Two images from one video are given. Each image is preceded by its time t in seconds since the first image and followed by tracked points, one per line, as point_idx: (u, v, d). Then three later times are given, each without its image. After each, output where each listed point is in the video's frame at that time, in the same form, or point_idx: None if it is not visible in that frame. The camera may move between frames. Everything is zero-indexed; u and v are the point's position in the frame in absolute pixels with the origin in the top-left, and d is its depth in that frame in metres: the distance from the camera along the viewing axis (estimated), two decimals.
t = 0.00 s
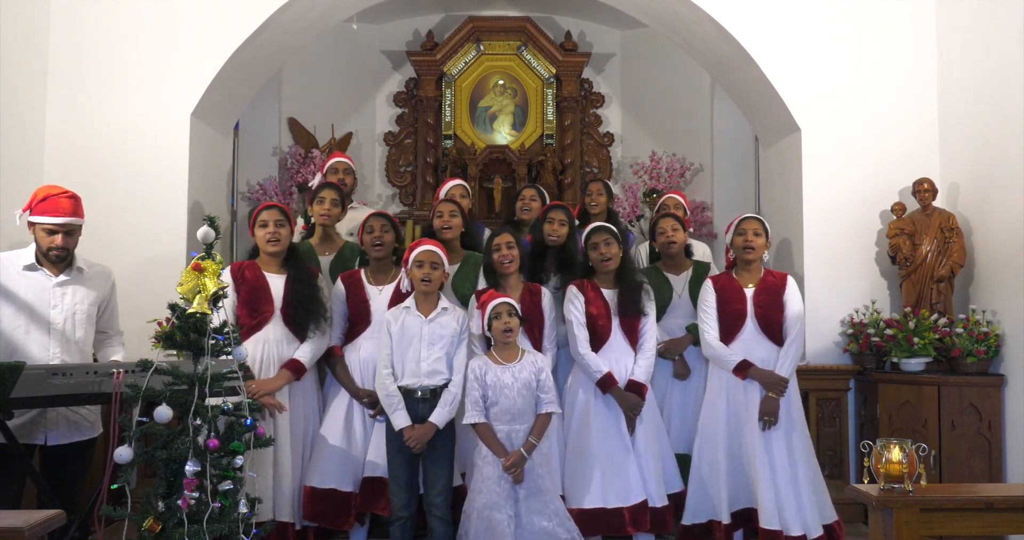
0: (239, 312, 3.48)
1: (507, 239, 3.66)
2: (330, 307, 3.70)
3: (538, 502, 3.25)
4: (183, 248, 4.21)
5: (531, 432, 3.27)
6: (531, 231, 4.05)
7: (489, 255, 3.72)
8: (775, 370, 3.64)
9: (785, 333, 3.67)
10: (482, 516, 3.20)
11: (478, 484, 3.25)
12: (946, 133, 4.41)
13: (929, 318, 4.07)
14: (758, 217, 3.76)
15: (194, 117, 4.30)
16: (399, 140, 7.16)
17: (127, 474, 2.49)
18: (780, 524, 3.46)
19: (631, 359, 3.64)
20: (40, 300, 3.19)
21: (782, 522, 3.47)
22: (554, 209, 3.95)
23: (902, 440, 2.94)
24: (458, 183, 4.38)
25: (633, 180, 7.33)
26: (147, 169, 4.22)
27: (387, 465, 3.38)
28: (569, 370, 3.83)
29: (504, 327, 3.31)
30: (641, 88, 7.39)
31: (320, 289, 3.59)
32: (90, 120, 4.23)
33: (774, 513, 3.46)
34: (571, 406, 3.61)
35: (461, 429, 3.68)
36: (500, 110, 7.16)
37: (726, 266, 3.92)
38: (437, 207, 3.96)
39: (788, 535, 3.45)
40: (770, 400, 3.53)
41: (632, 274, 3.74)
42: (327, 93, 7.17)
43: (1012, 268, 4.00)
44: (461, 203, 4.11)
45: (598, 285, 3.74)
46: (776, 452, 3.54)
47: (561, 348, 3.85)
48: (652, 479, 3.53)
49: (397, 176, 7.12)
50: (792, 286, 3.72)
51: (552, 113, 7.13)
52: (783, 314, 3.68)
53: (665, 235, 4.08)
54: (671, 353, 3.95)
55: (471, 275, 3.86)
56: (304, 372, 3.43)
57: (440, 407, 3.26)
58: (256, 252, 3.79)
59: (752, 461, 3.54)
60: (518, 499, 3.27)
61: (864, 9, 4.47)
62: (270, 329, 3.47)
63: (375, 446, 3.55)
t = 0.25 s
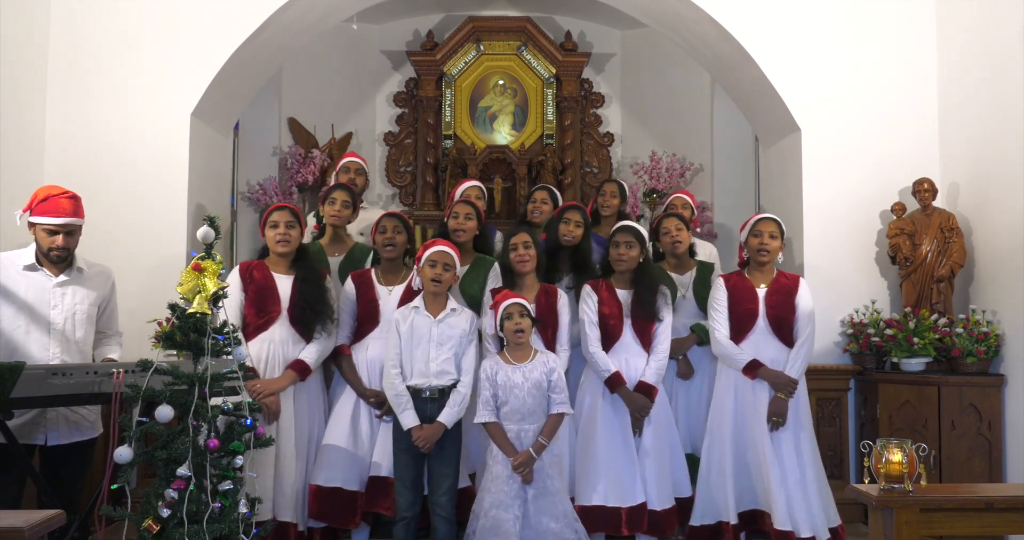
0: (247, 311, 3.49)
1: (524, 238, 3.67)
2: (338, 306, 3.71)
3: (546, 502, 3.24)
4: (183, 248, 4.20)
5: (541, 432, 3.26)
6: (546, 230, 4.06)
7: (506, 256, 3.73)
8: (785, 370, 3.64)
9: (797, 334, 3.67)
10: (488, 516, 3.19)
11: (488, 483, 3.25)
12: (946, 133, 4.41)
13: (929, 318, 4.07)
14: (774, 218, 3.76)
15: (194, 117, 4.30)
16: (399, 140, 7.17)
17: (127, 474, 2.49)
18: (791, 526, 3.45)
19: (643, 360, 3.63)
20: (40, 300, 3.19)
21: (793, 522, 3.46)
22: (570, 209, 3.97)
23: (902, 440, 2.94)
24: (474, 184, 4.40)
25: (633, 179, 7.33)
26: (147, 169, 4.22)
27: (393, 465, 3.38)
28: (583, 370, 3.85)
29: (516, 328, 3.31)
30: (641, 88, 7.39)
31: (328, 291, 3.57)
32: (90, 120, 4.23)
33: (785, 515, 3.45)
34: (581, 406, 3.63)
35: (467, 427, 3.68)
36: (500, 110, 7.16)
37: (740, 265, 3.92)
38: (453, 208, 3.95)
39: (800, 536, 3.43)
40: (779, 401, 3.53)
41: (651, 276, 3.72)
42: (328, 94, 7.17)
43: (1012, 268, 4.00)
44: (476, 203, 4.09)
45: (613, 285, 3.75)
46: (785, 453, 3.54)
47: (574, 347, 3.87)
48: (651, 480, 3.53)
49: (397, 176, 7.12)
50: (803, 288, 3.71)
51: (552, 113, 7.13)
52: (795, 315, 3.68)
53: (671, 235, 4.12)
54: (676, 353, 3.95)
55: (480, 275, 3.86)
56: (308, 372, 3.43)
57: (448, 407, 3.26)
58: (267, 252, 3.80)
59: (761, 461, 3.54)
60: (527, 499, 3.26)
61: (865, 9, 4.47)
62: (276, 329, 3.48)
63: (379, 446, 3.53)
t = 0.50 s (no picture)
0: (249, 311, 3.48)
1: (544, 238, 3.68)
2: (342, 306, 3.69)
3: (551, 501, 3.24)
4: (183, 248, 4.21)
5: (548, 432, 3.25)
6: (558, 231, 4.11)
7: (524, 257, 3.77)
8: (791, 371, 3.63)
9: (804, 335, 3.67)
10: (493, 514, 3.21)
11: (494, 482, 3.26)
12: (946, 133, 4.41)
13: (929, 318, 4.07)
14: (783, 219, 3.74)
15: (194, 117, 4.30)
16: (399, 140, 7.17)
17: (127, 474, 2.49)
18: (800, 527, 3.45)
19: (654, 361, 3.62)
20: (40, 300, 3.19)
21: (801, 524, 3.45)
22: (581, 210, 4.01)
23: (902, 440, 2.94)
24: (482, 184, 4.45)
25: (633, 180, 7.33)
26: (147, 169, 4.22)
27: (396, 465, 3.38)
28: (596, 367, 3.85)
29: (526, 327, 3.31)
30: (642, 88, 7.39)
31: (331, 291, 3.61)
32: (90, 120, 4.23)
33: (794, 516, 3.44)
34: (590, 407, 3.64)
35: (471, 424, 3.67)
36: (500, 110, 7.16)
37: (746, 264, 3.93)
38: (459, 208, 3.96)
39: (809, 536, 3.43)
40: (784, 402, 3.54)
41: (664, 278, 3.72)
42: (328, 94, 7.17)
43: (1012, 268, 4.00)
44: (481, 204, 4.10)
45: (625, 284, 3.76)
46: (791, 454, 3.54)
47: (586, 346, 3.88)
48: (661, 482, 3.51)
49: (397, 176, 7.12)
50: (810, 288, 3.71)
51: (552, 113, 7.13)
52: (802, 315, 3.68)
53: (671, 234, 4.09)
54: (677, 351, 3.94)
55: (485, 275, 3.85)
56: (312, 372, 3.43)
57: (453, 407, 3.26)
58: (268, 251, 3.78)
59: (768, 462, 3.53)
60: (532, 499, 3.26)
61: (865, 9, 4.47)
62: (280, 329, 3.47)
63: (383, 446, 3.52)
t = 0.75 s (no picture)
0: (248, 311, 3.48)
1: (552, 238, 3.69)
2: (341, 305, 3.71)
3: (551, 502, 3.23)
4: (183, 248, 4.21)
5: (548, 433, 3.25)
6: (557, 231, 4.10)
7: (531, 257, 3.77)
8: (791, 371, 3.63)
9: (804, 334, 3.67)
10: (494, 514, 3.21)
11: (495, 482, 3.27)
12: (946, 133, 4.41)
13: (929, 318, 4.07)
14: (778, 218, 3.76)
15: (194, 117, 4.30)
16: (399, 140, 7.17)
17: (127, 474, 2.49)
18: (803, 527, 3.44)
19: (658, 361, 3.64)
20: (40, 300, 3.19)
21: (804, 524, 3.44)
22: (580, 210, 3.99)
23: (902, 440, 2.94)
24: (481, 185, 4.44)
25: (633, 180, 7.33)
26: (146, 169, 4.22)
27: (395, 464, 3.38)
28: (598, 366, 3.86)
29: (532, 325, 3.32)
30: (642, 88, 7.39)
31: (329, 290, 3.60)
32: (90, 120, 4.23)
33: (797, 516, 3.44)
34: (592, 407, 3.64)
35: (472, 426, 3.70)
36: (500, 110, 7.16)
37: (745, 266, 3.93)
38: (455, 208, 3.99)
39: (813, 537, 3.42)
40: (785, 402, 3.54)
41: (669, 280, 3.71)
42: (328, 94, 7.17)
43: (1012, 268, 4.00)
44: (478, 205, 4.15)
45: (628, 285, 3.76)
46: (792, 453, 3.55)
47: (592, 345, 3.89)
48: (673, 480, 3.54)
49: (397, 176, 7.12)
50: (810, 287, 3.73)
51: (552, 113, 7.13)
52: (801, 315, 3.69)
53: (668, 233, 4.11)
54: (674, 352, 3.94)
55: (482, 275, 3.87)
56: (312, 372, 3.44)
57: (453, 407, 3.27)
58: (266, 251, 3.78)
59: (770, 461, 3.53)
60: (532, 498, 3.25)
61: (865, 9, 4.47)
62: (280, 329, 3.48)
63: (382, 445, 3.51)
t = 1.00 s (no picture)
0: (243, 313, 3.46)
1: (552, 238, 3.70)
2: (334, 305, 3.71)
3: (548, 502, 3.23)
4: (183, 248, 4.21)
5: (544, 433, 3.25)
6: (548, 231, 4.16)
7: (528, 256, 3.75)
8: (785, 370, 3.63)
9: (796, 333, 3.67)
10: (491, 514, 3.20)
11: (491, 482, 3.26)
12: (946, 133, 4.41)
13: (929, 318, 4.07)
14: (764, 217, 3.77)
15: (194, 117, 4.30)
16: (399, 140, 7.17)
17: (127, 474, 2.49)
18: (802, 525, 3.44)
19: (655, 359, 3.64)
20: (40, 300, 3.20)
21: (803, 522, 3.44)
22: (569, 209, 4.08)
23: (902, 440, 2.94)
24: (469, 184, 4.41)
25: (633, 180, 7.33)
26: (146, 169, 4.22)
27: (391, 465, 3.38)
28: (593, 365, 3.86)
29: (530, 325, 3.31)
30: (642, 88, 7.39)
31: (322, 288, 3.61)
32: (90, 120, 4.23)
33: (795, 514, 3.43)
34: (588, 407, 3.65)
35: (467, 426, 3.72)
36: (500, 110, 7.16)
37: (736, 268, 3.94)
38: (442, 208, 3.97)
39: (813, 535, 3.41)
40: (780, 401, 3.54)
41: (664, 278, 3.76)
42: (329, 94, 7.17)
43: (1012, 268, 4.00)
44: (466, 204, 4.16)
45: (625, 285, 3.77)
46: (790, 451, 3.55)
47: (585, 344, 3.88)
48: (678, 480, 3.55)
49: (397, 176, 7.12)
50: (800, 287, 3.72)
51: (552, 113, 7.13)
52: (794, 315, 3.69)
53: (664, 232, 4.08)
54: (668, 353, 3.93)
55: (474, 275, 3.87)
56: (309, 371, 3.45)
57: (446, 407, 3.26)
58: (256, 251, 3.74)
59: (768, 459, 3.53)
60: (528, 498, 3.25)
61: (865, 9, 4.47)
62: (275, 329, 3.47)
63: (377, 445, 3.52)
